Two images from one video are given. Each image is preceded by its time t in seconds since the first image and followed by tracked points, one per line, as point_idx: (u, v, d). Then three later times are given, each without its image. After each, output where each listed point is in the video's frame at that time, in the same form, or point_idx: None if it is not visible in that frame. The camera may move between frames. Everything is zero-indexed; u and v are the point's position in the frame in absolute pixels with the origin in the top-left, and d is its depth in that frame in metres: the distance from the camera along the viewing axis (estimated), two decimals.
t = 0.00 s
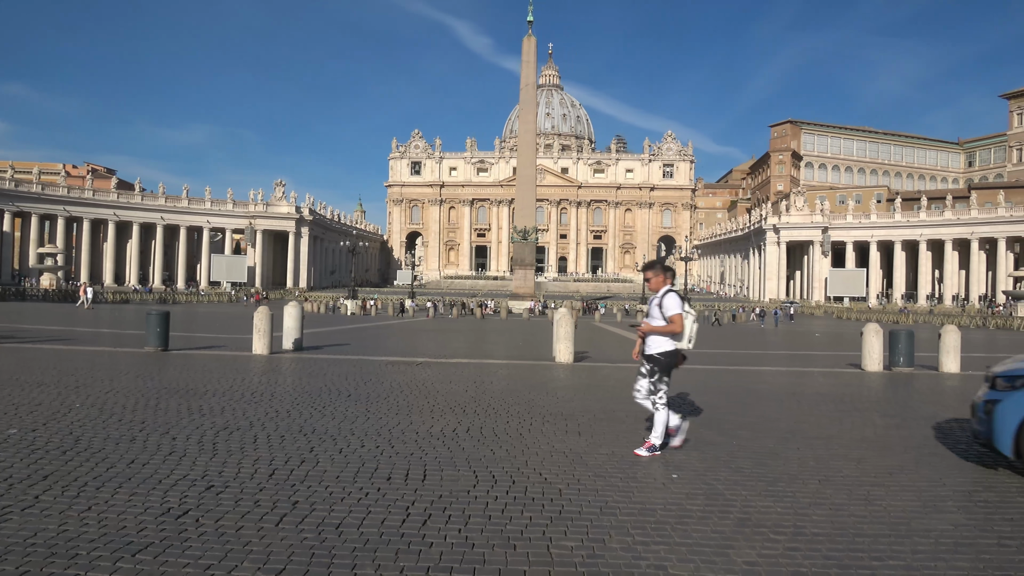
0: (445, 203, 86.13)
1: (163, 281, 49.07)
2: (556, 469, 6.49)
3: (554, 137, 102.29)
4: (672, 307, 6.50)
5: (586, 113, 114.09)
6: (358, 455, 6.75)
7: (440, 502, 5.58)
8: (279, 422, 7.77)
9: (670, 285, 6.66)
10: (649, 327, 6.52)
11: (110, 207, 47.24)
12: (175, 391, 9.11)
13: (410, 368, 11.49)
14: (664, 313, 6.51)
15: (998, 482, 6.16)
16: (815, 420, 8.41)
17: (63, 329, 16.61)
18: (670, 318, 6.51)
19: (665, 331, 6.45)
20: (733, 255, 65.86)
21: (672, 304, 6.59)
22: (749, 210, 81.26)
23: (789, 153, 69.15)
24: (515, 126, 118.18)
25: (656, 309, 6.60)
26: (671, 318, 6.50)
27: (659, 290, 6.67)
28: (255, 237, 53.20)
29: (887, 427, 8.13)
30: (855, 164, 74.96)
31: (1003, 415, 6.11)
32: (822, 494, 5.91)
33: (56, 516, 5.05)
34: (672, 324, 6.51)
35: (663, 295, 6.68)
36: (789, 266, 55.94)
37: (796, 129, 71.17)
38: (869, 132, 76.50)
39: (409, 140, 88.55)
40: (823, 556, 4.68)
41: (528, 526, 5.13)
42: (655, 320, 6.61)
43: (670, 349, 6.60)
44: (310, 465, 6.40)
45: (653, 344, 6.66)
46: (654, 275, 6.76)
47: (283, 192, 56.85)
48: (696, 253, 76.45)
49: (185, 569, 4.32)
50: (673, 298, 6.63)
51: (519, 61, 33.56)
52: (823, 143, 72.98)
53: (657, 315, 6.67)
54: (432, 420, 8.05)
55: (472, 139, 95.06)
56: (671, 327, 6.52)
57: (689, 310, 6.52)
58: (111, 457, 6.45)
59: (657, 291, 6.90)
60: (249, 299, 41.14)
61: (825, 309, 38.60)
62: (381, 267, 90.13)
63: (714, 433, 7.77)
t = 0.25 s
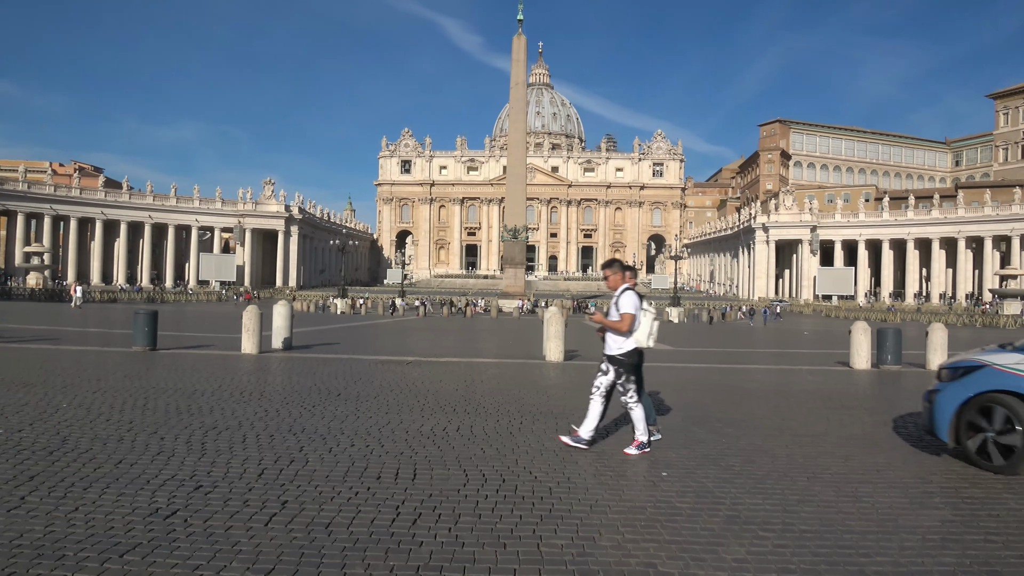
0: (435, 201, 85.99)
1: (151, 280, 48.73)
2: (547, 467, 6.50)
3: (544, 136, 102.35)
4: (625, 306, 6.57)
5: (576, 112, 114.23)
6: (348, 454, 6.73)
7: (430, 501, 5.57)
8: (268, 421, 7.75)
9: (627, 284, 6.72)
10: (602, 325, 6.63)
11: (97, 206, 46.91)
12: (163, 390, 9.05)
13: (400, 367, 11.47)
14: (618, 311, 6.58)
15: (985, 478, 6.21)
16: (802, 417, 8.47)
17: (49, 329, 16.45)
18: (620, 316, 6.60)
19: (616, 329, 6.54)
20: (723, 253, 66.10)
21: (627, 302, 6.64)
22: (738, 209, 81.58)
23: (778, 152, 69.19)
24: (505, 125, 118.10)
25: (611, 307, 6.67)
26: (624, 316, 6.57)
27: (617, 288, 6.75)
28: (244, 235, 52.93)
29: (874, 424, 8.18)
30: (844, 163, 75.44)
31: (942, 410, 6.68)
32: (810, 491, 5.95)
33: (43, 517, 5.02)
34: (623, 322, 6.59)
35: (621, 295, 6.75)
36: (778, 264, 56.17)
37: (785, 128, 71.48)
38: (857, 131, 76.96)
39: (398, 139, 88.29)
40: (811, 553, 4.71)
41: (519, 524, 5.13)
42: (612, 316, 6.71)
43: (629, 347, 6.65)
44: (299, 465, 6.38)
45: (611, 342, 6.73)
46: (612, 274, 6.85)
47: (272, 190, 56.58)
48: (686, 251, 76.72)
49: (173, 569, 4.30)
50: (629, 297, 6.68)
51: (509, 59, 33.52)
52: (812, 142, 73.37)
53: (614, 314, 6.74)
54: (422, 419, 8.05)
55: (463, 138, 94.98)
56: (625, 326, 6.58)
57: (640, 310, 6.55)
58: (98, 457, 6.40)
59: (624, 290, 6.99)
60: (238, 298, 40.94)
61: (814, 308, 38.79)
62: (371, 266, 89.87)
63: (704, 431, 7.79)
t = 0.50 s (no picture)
0: (424, 200, 85.85)
1: (137, 279, 48.36)
2: (535, 466, 6.50)
3: (533, 135, 102.42)
4: (578, 302, 6.51)
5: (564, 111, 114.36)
6: (335, 453, 6.70)
7: (418, 500, 5.57)
8: (256, 421, 7.72)
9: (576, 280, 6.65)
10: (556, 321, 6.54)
11: (83, 204, 46.50)
12: (149, 390, 8.99)
13: (388, 366, 11.44)
14: (570, 307, 6.51)
15: (969, 475, 6.27)
16: (788, 415, 8.54)
17: (33, 328, 16.27)
18: (575, 312, 6.50)
19: (570, 325, 6.47)
20: (710, 252, 66.39)
21: (578, 298, 6.58)
22: (726, 208, 81.99)
23: (766, 152, 69.80)
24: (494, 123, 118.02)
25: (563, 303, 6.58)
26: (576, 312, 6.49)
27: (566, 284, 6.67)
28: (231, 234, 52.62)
29: (859, 422, 8.24)
30: (830, 163, 75.97)
31: (883, 394, 7.18)
32: (796, 489, 5.98)
33: (27, 517, 4.97)
34: (576, 318, 6.51)
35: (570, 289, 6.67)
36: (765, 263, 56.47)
37: (772, 128, 71.89)
38: (843, 131, 77.48)
39: (387, 137, 88.01)
40: (796, 549, 4.75)
41: (507, 523, 5.13)
42: (563, 313, 6.61)
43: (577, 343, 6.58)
44: (287, 464, 6.36)
45: (561, 338, 6.64)
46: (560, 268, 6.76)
47: (259, 189, 56.28)
48: (675, 250, 77.01)
49: (159, 569, 4.28)
50: (579, 293, 6.62)
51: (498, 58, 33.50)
52: (799, 142, 73.85)
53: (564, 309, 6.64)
54: (410, 418, 8.03)
55: (451, 137, 94.89)
56: (577, 322, 6.51)
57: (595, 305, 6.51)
58: (83, 457, 6.35)
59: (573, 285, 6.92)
60: (225, 297, 40.72)
61: (800, 306, 39.04)
62: (359, 265, 89.58)
63: (692, 429, 7.82)
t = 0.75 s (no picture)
0: (414, 198, 85.68)
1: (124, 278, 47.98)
2: (523, 465, 6.51)
3: (523, 133, 102.40)
4: (539, 303, 6.46)
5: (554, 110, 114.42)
6: (324, 452, 6.69)
7: (408, 499, 5.56)
8: (244, 420, 7.68)
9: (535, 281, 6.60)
10: (520, 324, 6.46)
11: (69, 202, 46.08)
12: (136, 389, 8.92)
13: (378, 365, 11.40)
14: (534, 308, 6.44)
15: (955, 472, 6.33)
16: (776, 413, 8.59)
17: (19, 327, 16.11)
18: (538, 313, 6.44)
19: (537, 327, 6.40)
20: (700, 251, 66.62)
21: (539, 299, 6.52)
22: (715, 206, 82.30)
23: (755, 151, 70.06)
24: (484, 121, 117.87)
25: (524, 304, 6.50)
26: (540, 313, 6.44)
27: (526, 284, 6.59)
28: (219, 232, 52.34)
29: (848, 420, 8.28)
30: (819, 162, 76.38)
31: (840, 386, 7.52)
32: (783, 486, 6.03)
33: (12, 518, 4.93)
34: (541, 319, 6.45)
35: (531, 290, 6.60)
36: (754, 262, 56.70)
37: (761, 127, 72.23)
38: (832, 130, 77.94)
39: (376, 135, 87.73)
40: (785, 547, 4.77)
41: (496, 521, 5.14)
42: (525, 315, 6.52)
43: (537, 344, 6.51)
44: (275, 463, 6.33)
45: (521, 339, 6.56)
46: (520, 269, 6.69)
47: (248, 187, 55.99)
48: (664, 249, 77.27)
49: (146, 570, 4.26)
50: (540, 293, 6.55)
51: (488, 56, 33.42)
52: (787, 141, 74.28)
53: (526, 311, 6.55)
54: (400, 416, 8.01)
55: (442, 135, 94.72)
56: (541, 322, 6.45)
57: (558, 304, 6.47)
58: (69, 457, 6.30)
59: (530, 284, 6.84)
60: (214, 295, 40.51)
61: (789, 305, 39.20)
62: (349, 263, 89.28)
63: (681, 427, 7.86)
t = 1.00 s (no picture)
0: (403, 197, 85.51)
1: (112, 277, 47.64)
2: (513, 463, 6.51)
3: (513, 132, 102.36)
4: (494, 299, 6.26)
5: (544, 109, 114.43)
6: (314, 452, 6.67)
7: (398, 498, 5.55)
8: (232, 420, 7.64)
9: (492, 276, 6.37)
10: (475, 320, 6.29)
11: (55, 200, 45.71)
12: (123, 389, 8.86)
13: (368, 364, 11.38)
14: (488, 305, 6.24)
15: (941, 469, 6.39)
16: (765, 410, 8.63)
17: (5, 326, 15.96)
18: (492, 310, 6.25)
19: (490, 323, 6.22)
20: (690, 250, 66.83)
21: (494, 296, 6.31)
22: (705, 205, 82.59)
23: (744, 150, 70.34)
24: (474, 120, 117.70)
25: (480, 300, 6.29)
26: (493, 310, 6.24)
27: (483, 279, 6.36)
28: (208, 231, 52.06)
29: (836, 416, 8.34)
30: (808, 161, 76.77)
31: (804, 379, 7.96)
32: (772, 483, 6.06)
33: None
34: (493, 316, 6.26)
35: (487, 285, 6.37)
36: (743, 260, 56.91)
37: (750, 126, 72.56)
38: (820, 129, 78.37)
39: (366, 134, 87.47)
40: (773, 544, 4.80)
41: (486, 520, 5.14)
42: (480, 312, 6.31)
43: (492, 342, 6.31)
44: (265, 463, 6.31)
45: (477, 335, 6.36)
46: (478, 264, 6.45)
47: (237, 185, 55.72)
48: (654, 248, 77.50)
49: (134, 571, 4.23)
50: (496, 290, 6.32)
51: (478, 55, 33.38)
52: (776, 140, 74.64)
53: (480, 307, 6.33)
54: (389, 416, 8.00)
55: (432, 134, 94.59)
56: (495, 320, 6.26)
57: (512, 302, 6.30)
58: (56, 458, 6.25)
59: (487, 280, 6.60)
60: (202, 295, 40.31)
61: (778, 303, 39.41)
62: (339, 262, 88.98)
63: (670, 425, 7.89)
